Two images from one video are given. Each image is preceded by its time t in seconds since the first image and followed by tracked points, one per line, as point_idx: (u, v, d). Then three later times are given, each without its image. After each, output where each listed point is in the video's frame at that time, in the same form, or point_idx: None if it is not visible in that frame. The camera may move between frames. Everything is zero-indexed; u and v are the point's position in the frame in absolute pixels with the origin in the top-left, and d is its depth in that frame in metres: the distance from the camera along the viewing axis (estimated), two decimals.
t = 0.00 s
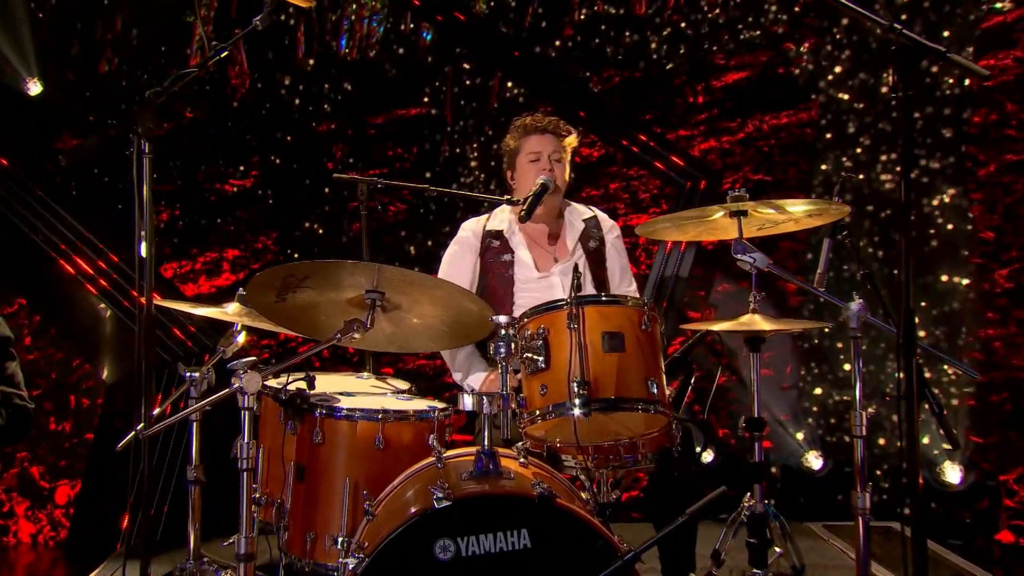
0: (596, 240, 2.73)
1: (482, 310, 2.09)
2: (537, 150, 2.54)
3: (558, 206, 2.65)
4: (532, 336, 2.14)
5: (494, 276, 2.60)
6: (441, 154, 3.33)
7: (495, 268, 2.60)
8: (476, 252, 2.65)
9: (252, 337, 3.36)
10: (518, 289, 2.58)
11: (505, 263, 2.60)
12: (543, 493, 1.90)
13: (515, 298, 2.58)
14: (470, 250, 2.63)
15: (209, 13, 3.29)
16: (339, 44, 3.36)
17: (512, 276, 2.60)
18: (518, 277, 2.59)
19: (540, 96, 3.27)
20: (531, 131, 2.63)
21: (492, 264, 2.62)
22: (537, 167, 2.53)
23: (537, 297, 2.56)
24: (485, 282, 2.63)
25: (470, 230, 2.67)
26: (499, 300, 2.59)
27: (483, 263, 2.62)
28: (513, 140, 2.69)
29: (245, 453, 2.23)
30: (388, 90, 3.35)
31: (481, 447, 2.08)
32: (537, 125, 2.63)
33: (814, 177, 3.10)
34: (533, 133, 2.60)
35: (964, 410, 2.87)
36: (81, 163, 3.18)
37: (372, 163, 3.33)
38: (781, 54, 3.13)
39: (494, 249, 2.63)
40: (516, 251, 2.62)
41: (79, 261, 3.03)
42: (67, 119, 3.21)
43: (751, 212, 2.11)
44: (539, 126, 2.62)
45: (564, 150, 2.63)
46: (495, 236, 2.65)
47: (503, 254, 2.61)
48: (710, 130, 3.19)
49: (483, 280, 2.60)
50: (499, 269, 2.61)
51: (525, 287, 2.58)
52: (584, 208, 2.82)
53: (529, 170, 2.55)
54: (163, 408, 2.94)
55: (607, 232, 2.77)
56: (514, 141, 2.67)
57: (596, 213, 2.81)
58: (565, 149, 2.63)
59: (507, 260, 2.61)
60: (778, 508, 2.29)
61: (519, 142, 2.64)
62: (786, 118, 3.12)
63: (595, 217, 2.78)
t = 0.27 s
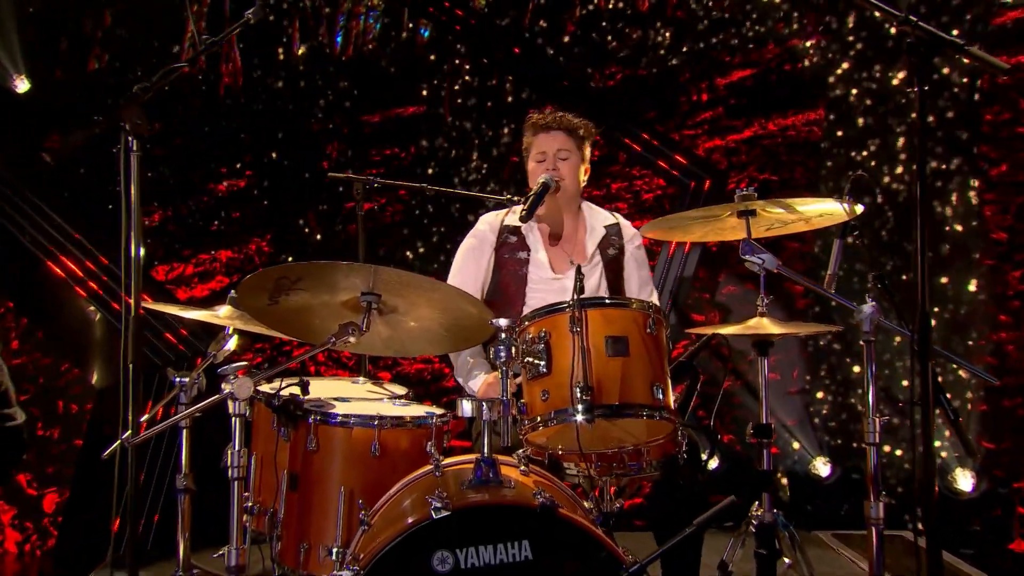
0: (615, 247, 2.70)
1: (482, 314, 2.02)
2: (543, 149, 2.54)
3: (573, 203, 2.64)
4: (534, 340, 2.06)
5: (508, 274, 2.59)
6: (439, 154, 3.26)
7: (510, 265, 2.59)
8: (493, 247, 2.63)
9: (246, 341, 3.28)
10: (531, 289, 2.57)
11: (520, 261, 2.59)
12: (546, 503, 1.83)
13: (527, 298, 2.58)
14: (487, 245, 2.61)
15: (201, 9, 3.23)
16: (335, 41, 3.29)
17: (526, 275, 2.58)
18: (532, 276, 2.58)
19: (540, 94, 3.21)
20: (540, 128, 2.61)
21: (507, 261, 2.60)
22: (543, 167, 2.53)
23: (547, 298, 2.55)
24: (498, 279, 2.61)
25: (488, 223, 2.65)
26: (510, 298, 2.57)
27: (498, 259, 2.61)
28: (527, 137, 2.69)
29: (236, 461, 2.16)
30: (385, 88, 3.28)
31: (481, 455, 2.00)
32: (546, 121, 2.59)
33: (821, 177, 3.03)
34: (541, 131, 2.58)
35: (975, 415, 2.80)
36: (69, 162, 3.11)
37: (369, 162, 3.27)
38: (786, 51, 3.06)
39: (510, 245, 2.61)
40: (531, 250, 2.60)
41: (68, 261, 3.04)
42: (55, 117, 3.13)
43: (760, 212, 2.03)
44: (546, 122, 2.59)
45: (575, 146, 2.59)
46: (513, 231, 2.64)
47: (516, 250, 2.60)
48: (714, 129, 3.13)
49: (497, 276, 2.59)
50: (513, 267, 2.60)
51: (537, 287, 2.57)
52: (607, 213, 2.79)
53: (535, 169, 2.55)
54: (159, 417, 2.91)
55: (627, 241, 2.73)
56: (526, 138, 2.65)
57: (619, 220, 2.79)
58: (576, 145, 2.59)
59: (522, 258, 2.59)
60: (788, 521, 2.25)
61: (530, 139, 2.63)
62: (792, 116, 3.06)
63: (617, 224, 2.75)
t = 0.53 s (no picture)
0: (628, 244, 2.53)
1: (478, 316, 1.95)
2: (543, 149, 2.51)
3: (582, 199, 2.58)
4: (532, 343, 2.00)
5: (516, 270, 2.54)
6: (433, 153, 3.20)
7: (518, 261, 2.54)
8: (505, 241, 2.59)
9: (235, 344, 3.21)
10: (537, 287, 2.52)
11: (530, 257, 2.53)
12: (545, 512, 1.76)
13: (533, 296, 2.52)
14: (498, 239, 2.57)
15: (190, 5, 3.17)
16: (328, 38, 3.24)
17: (535, 271, 2.53)
18: (540, 273, 2.53)
19: (536, 93, 3.16)
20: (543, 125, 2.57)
21: (517, 256, 2.55)
22: (545, 167, 2.50)
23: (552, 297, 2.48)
24: (507, 274, 2.56)
25: (502, 217, 2.62)
26: (517, 294, 2.52)
27: (508, 255, 2.56)
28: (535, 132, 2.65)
29: (223, 469, 2.09)
30: (379, 85, 3.22)
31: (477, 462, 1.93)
32: (548, 118, 2.54)
33: (823, 177, 2.97)
34: (542, 130, 2.54)
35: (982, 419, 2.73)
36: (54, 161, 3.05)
37: (361, 162, 3.21)
38: (787, 48, 3.01)
39: (521, 240, 2.56)
40: (541, 246, 2.55)
41: (54, 263, 2.98)
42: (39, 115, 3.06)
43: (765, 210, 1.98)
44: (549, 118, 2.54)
45: (579, 141, 2.53)
46: (525, 226, 2.58)
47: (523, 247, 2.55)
48: (714, 128, 3.07)
49: (506, 272, 2.54)
50: (522, 262, 2.54)
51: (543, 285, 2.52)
52: (625, 206, 2.62)
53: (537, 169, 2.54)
54: (146, 424, 2.85)
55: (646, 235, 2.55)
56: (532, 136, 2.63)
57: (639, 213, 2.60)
58: (579, 142, 2.52)
59: (532, 254, 2.54)
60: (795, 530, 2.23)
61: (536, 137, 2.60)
62: (793, 114, 3.00)
63: (634, 218, 2.57)
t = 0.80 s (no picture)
0: (629, 235, 2.48)
1: (476, 319, 1.90)
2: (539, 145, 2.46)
3: (583, 194, 2.51)
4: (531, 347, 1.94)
5: (516, 268, 2.52)
6: (428, 153, 3.15)
7: (518, 259, 2.52)
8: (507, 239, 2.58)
9: (226, 348, 3.15)
10: (535, 285, 2.50)
11: (528, 254, 2.51)
12: (545, 522, 1.70)
13: (532, 295, 2.50)
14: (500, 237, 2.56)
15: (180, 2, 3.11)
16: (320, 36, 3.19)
17: (534, 269, 2.51)
18: (539, 270, 2.50)
19: (532, 92, 3.11)
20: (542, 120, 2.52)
21: (517, 253, 2.53)
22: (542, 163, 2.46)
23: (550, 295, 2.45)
24: (507, 272, 2.54)
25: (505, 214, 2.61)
26: (516, 293, 2.51)
27: (509, 252, 2.54)
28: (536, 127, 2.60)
29: (212, 477, 2.03)
30: (372, 84, 3.17)
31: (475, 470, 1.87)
32: (546, 113, 2.49)
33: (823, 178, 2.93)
34: (540, 125, 2.49)
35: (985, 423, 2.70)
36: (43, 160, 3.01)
37: (355, 162, 3.15)
38: (787, 47, 2.97)
39: (520, 237, 2.53)
40: (540, 242, 2.52)
41: (40, 266, 2.91)
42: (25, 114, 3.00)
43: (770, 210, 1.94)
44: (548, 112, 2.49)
45: (579, 136, 2.47)
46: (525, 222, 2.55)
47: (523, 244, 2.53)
48: (714, 128, 3.02)
49: (506, 270, 2.53)
50: (522, 260, 2.52)
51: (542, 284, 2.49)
52: (628, 198, 2.55)
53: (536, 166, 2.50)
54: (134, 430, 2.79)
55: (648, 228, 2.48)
56: (533, 130, 2.58)
57: (641, 202, 2.53)
58: (577, 136, 2.46)
59: (531, 251, 2.51)
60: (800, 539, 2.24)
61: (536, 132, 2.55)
62: (793, 115, 2.96)
63: (636, 209, 2.51)
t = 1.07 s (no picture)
0: (623, 251, 2.51)
1: (473, 324, 1.85)
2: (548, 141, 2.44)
3: (581, 199, 2.50)
4: (532, 352, 1.89)
5: (503, 279, 2.47)
6: (422, 154, 3.10)
7: (505, 270, 2.47)
8: (491, 249, 2.53)
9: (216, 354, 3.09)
10: (524, 297, 2.46)
11: (516, 265, 2.47)
12: (545, 534, 1.64)
13: (519, 307, 2.46)
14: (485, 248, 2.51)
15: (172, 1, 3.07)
16: (313, 35, 3.14)
17: (521, 281, 2.47)
18: (526, 282, 2.46)
19: (528, 93, 3.06)
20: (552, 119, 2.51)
21: (503, 265, 2.48)
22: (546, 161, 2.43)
23: (539, 309, 2.43)
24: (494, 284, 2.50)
25: (489, 224, 2.56)
26: (504, 304, 2.46)
27: (495, 264, 2.49)
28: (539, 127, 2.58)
29: (200, 487, 1.97)
30: (366, 85, 3.12)
31: (472, 479, 1.82)
32: (558, 112, 2.50)
33: (824, 181, 2.89)
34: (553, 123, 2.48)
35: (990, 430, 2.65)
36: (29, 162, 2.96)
37: (348, 164, 3.09)
38: (786, 49, 2.94)
39: (507, 249, 2.49)
40: (529, 253, 2.49)
41: (27, 272, 2.85)
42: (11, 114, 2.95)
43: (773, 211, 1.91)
44: (557, 112, 2.50)
45: (585, 141, 2.48)
46: (512, 234, 2.52)
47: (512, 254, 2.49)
48: (712, 130, 2.98)
49: (493, 282, 2.48)
50: (509, 272, 2.48)
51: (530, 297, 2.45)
52: (621, 215, 2.60)
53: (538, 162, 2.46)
54: (120, 438, 2.72)
55: (640, 242, 2.53)
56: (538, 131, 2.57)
57: (633, 221, 2.58)
58: (586, 140, 2.48)
59: (518, 262, 2.48)
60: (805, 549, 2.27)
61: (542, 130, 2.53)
62: (793, 117, 2.92)
63: (628, 226, 2.56)
